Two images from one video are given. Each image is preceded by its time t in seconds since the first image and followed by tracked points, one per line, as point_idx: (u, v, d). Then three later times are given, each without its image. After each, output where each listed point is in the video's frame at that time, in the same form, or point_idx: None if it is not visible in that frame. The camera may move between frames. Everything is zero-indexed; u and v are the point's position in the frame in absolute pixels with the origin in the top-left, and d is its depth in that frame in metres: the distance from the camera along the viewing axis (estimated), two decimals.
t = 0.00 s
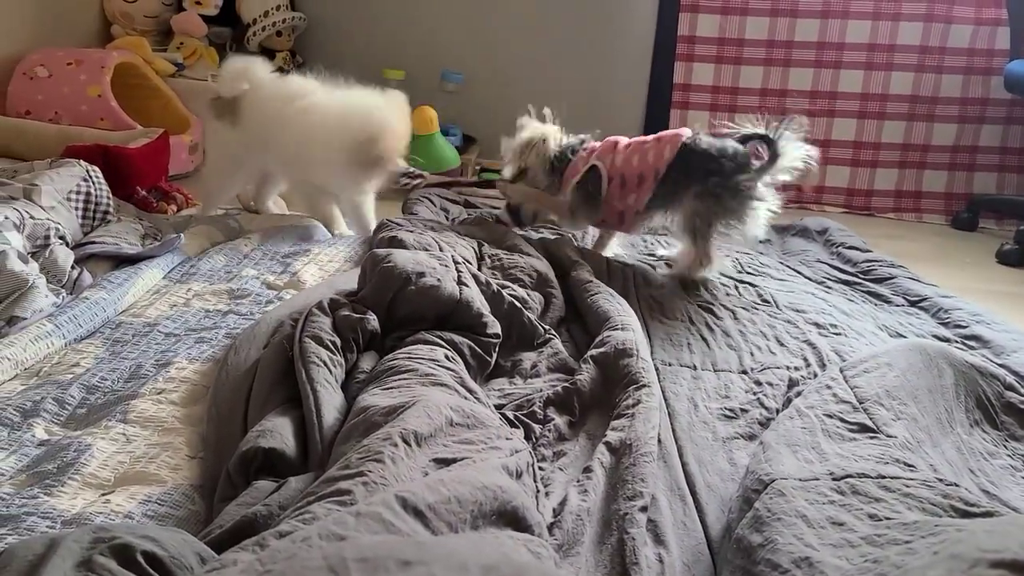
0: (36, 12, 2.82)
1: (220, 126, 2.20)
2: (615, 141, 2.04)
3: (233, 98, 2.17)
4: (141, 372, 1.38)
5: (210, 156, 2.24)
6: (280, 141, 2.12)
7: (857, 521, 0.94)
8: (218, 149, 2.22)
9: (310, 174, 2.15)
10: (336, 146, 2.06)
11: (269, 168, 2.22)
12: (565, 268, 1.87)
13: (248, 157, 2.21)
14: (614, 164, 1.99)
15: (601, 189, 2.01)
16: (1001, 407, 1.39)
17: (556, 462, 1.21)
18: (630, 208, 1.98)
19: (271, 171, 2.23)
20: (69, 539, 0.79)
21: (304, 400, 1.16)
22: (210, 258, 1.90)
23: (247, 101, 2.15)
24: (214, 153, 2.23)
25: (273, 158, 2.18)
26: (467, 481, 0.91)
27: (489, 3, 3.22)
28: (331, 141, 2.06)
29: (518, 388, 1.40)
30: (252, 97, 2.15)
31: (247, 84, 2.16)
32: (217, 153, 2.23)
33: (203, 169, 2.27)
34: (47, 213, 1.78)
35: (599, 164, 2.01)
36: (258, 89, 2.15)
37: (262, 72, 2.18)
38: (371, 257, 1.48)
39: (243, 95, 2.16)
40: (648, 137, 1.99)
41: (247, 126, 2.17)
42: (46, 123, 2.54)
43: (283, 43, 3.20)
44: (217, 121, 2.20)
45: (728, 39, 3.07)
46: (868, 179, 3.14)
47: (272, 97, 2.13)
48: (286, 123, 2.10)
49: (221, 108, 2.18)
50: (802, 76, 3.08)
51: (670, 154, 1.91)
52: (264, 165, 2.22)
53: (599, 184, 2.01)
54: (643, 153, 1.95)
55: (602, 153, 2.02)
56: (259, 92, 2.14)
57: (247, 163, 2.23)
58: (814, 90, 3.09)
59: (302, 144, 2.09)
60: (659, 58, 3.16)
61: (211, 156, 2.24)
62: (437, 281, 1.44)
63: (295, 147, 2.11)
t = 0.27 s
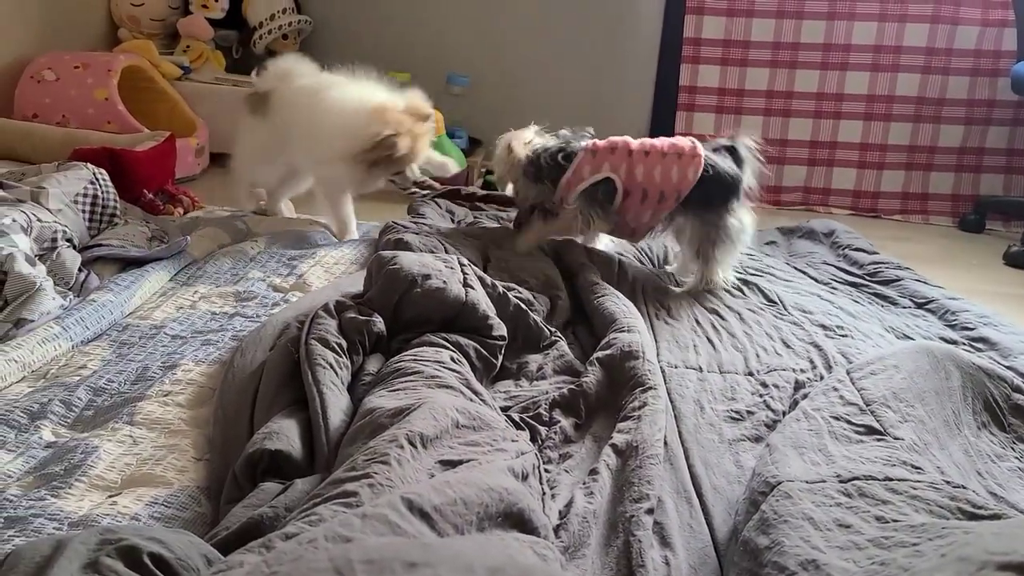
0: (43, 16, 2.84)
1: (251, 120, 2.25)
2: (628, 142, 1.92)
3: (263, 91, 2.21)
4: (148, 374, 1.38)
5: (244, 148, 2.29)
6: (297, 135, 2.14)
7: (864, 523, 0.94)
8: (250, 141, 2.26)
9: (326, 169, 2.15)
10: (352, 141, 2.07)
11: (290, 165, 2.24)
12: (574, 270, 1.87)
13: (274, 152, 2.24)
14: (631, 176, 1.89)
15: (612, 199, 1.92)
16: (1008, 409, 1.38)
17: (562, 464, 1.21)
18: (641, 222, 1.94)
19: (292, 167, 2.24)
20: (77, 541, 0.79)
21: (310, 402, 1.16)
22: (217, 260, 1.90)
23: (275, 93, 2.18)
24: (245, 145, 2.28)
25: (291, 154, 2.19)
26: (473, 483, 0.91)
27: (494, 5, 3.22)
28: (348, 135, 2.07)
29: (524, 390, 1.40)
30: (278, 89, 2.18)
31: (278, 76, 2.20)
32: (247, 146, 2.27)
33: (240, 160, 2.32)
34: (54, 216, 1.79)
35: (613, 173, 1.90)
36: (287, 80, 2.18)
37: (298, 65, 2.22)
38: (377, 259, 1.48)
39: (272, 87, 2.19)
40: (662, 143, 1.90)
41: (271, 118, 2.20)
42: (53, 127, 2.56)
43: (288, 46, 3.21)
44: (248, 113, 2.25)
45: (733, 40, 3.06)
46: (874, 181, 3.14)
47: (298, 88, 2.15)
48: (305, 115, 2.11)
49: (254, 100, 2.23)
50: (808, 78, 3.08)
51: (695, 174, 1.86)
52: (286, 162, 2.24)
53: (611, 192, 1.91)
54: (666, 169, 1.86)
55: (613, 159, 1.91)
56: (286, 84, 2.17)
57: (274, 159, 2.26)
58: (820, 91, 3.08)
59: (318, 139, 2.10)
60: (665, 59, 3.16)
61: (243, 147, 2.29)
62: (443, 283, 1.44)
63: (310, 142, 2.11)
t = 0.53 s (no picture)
0: (50, 19, 2.85)
1: (304, 126, 2.14)
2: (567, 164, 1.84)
3: (318, 97, 2.10)
4: (153, 376, 1.39)
5: (298, 158, 2.22)
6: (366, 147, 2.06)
7: (871, 525, 0.94)
8: (304, 150, 2.18)
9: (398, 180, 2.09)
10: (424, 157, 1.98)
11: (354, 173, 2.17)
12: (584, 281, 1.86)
13: (333, 160, 2.17)
14: (581, 193, 1.81)
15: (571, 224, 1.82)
16: (1015, 411, 1.38)
17: (567, 466, 1.21)
18: (607, 239, 1.83)
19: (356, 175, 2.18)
20: (82, 541, 0.79)
21: (315, 403, 1.16)
22: (223, 262, 1.91)
23: (331, 99, 2.08)
24: (299, 154, 2.21)
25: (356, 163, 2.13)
26: (478, 485, 0.91)
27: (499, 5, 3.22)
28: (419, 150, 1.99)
29: (529, 392, 1.40)
30: (336, 95, 2.07)
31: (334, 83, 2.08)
32: (302, 154, 2.19)
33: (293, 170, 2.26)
34: (61, 217, 1.79)
35: (562, 194, 1.82)
36: (345, 87, 2.07)
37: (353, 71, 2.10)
38: (382, 261, 1.48)
39: (329, 93, 2.09)
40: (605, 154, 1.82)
41: (333, 128, 2.09)
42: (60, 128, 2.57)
43: (295, 48, 3.22)
44: (301, 120, 2.14)
45: (739, 42, 3.06)
46: (880, 182, 3.13)
47: (358, 95, 2.05)
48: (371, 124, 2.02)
49: (305, 107, 2.12)
50: (814, 79, 3.07)
51: (647, 177, 1.75)
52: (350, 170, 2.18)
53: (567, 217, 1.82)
54: (614, 176, 1.77)
55: (561, 180, 1.82)
56: (345, 90, 2.06)
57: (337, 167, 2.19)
58: (826, 92, 3.08)
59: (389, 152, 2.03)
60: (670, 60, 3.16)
61: (297, 156, 2.21)
62: (448, 284, 1.44)
63: (373, 154, 2.04)
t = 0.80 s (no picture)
0: (56, 22, 2.86)
1: (334, 131, 2.11)
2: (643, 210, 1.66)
3: (347, 101, 2.08)
4: (159, 377, 1.39)
5: (327, 164, 2.17)
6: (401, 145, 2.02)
7: (876, 528, 0.93)
8: (333, 155, 2.14)
9: (435, 179, 2.04)
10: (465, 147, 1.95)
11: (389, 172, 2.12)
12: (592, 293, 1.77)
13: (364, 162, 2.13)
14: (664, 250, 1.67)
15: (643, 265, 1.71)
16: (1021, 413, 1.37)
17: (572, 468, 1.21)
18: (674, 283, 1.75)
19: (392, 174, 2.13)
20: (87, 543, 0.79)
21: (320, 404, 1.16)
22: (227, 264, 1.91)
23: (362, 103, 2.06)
24: (328, 159, 2.16)
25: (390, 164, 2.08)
26: (483, 486, 0.91)
27: (503, 6, 3.22)
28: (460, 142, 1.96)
29: (534, 394, 1.40)
30: (367, 99, 2.06)
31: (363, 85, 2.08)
32: (332, 158, 2.15)
33: (324, 177, 2.20)
34: (66, 219, 1.80)
35: (639, 249, 1.68)
36: (375, 89, 2.06)
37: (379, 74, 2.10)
38: (387, 262, 1.48)
39: (358, 96, 2.07)
40: (684, 199, 1.66)
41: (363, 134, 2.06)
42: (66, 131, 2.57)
43: (300, 50, 3.22)
44: (329, 125, 2.11)
45: (744, 44, 3.06)
46: (885, 184, 3.12)
47: (388, 97, 2.03)
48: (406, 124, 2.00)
49: (334, 112, 2.10)
50: (819, 80, 3.07)
51: (730, 230, 1.68)
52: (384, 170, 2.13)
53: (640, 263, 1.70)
54: (699, 233, 1.66)
55: (638, 232, 1.67)
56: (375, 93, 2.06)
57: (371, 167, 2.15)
58: (831, 94, 3.07)
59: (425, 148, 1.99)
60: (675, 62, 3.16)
61: (328, 160, 2.16)
62: (453, 286, 1.44)
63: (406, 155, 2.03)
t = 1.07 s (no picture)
0: (60, 24, 2.87)
1: (350, 128, 2.13)
2: (642, 233, 1.65)
3: (364, 98, 2.11)
4: (162, 379, 1.39)
5: (342, 161, 2.18)
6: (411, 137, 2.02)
7: (880, 530, 0.93)
8: (348, 151, 2.16)
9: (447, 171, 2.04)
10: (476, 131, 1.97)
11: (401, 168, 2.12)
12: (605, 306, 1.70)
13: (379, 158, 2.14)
14: (661, 272, 1.64)
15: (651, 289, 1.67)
16: None
17: (574, 470, 1.21)
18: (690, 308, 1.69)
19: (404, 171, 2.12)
20: (91, 544, 0.79)
21: (323, 406, 1.16)
22: (230, 266, 1.91)
23: (378, 99, 2.09)
24: (344, 156, 2.17)
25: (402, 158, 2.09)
26: (486, 488, 0.91)
27: (505, 7, 3.22)
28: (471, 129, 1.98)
29: (537, 396, 1.40)
30: (382, 95, 2.09)
31: (379, 83, 2.12)
32: (347, 155, 2.16)
33: (340, 175, 2.21)
34: (70, 221, 1.80)
35: (640, 271, 1.65)
36: (391, 86, 2.10)
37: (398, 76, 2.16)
38: (390, 264, 1.48)
39: (374, 93, 2.10)
40: (684, 223, 1.63)
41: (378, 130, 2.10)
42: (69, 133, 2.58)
43: (303, 52, 3.21)
44: (346, 123, 2.14)
45: (747, 45, 3.05)
46: (889, 186, 3.11)
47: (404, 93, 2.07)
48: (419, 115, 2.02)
49: (351, 109, 2.13)
50: (822, 82, 3.07)
51: (733, 250, 1.58)
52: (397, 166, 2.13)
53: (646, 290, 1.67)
54: (697, 255, 1.60)
55: (638, 253, 1.65)
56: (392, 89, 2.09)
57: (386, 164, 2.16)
58: (834, 96, 3.07)
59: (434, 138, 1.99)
60: (678, 63, 3.16)
61: (344, 157, 2.18)
62: (456, 288, 1.44)
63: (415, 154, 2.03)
